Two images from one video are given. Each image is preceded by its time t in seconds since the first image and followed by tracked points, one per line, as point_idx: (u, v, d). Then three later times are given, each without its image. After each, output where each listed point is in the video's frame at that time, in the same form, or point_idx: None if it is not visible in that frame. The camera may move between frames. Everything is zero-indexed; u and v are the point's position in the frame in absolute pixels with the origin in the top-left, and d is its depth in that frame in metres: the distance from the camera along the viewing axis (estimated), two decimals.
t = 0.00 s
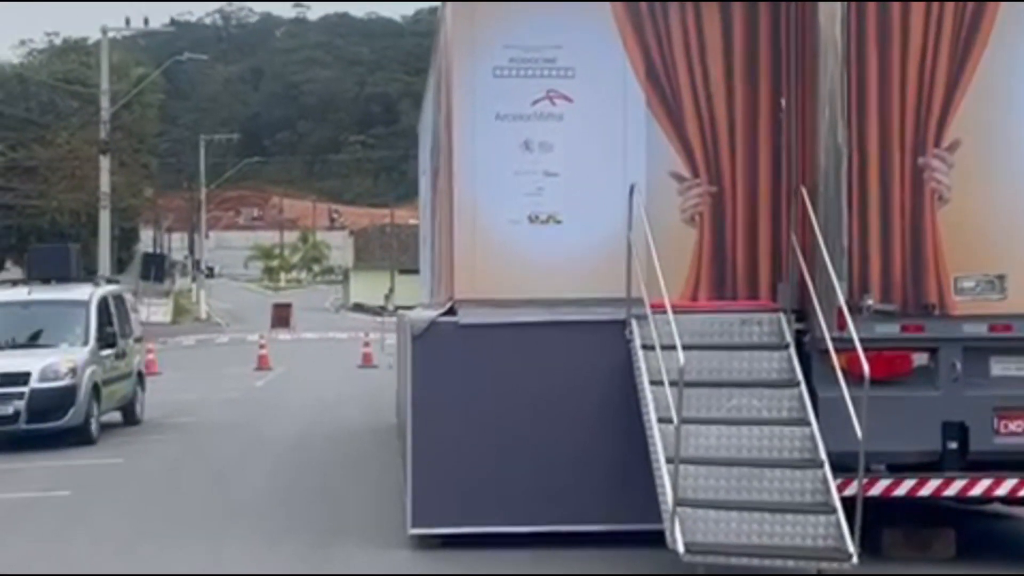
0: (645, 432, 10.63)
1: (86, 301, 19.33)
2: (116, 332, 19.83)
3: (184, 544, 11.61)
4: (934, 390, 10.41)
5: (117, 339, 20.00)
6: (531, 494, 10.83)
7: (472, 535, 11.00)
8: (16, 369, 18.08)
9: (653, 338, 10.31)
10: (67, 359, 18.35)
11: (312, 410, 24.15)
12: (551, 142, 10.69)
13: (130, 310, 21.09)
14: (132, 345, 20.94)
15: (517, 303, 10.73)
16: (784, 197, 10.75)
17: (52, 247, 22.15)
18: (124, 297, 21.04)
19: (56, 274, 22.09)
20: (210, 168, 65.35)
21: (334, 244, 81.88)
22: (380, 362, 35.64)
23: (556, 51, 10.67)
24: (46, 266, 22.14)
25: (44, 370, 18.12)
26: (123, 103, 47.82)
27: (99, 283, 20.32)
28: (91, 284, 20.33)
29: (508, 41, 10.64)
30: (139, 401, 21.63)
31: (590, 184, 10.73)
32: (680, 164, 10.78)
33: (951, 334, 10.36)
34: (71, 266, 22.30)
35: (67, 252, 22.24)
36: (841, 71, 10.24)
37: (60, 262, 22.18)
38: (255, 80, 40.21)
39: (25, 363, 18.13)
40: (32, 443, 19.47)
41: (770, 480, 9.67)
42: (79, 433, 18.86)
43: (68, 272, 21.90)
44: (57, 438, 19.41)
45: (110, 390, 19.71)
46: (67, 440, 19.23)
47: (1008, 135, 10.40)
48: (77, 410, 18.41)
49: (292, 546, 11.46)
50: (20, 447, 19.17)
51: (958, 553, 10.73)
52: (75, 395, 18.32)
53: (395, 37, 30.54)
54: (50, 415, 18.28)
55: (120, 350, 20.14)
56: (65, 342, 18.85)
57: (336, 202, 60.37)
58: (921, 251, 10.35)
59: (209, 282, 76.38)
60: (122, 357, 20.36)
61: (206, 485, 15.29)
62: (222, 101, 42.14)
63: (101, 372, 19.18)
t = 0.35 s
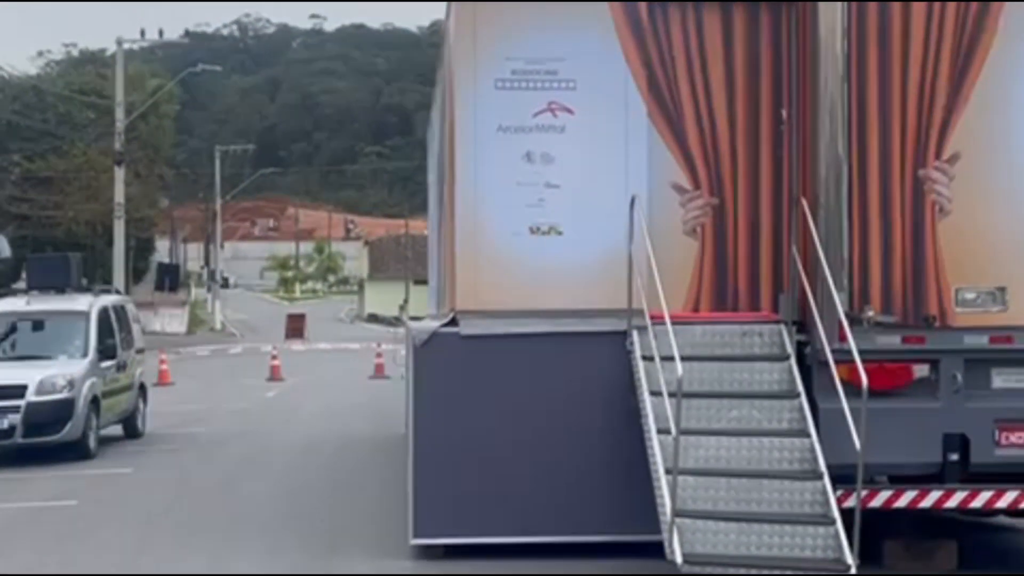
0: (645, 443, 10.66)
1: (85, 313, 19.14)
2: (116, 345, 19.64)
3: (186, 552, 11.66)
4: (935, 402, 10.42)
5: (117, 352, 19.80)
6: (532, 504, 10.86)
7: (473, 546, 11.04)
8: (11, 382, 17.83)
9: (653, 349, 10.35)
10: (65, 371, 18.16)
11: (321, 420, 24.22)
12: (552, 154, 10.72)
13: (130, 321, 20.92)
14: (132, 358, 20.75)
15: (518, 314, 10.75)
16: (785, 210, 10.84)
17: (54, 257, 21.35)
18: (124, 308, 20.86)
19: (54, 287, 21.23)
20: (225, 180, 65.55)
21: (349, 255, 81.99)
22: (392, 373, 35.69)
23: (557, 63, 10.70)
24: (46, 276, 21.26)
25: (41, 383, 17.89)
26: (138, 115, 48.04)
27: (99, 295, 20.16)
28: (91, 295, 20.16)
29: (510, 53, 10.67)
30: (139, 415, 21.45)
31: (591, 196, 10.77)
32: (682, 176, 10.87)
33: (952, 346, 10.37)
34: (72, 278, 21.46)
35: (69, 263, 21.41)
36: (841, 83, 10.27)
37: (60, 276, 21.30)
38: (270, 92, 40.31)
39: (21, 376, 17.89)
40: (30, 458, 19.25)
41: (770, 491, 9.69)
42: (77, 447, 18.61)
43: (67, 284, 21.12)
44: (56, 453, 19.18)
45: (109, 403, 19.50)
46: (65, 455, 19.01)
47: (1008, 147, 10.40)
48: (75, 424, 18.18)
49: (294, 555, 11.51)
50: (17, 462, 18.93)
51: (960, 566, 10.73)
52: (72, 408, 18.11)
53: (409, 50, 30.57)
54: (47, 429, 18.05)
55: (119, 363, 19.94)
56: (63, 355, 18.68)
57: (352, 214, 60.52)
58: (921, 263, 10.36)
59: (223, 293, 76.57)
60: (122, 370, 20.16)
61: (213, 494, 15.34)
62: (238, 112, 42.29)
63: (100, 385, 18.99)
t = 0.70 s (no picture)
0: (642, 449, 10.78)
1: (78, 320, 18.55)
2: (111, 353, 19.06)
3: (186, 558, 11.75)
4: (929, 409, 10.54)
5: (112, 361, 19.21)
6: (530, 510, 10.97)
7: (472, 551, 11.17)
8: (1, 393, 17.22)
9: (649, 357, 10.44)
10: (57, 381, 17.56)
11: (325, 428, 24.32)
12: (550, 163, 10.85)
13: (125, 328, 20.35)
14: (127, 366, 20.17)
15: (516, 322, 10.91)
16: (782, 219, 10.97)
17: (47, 263, 20.58)
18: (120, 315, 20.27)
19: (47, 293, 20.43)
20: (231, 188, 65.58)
21: (353, 262, 82.07)
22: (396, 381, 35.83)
23: (555, 74, 10.82)
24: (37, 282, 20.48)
25: (31, 394, 17.29)
26: (143, 123, 48.12)
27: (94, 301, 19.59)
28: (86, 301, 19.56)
29: (509, 64, 10.79)
30: (134, 425, 20.87)
31: (589, 205, 10.91)
32: (678, 186, 10.98)
33: (946, 354, 10.47)
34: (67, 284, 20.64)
35: (62, 269, 20.63)
36: (836, 93, 10.36)
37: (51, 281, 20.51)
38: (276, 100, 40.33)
39: (12, 386, 17.31)
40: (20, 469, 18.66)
41: (765, 497, 9.81)
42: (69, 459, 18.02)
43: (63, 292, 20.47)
44: (48, 465, 18.59)
45: (104, 413, 18.92)
46: (56, 466, 18.44)
47: (1002, 157, 10.52)
48: (66, 435, 17.59)
49: (295, 560, 11.64)
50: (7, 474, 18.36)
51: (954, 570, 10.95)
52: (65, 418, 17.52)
53: (414, 58, 30.54)
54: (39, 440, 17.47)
55: (114, 372, 19.36)
56: (55, 363, 18.12)
57: (357, 222, 60.66)
58: (916, 272, 10.44)
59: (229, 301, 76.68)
60: (117, 379, 19.57)
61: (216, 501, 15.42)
62: (242, 120, 42.36)
63: (94, 395, 18.41)
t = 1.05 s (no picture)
0: (641, 456, 10.79)
1: (64, 329, 18.33)
2: (97, 363, 18.83)
3: (186, 565, 11.80)
4: (927, 416, 10.56)
5: (98, 371, 18.96)
6: (530, 517, 10.98)
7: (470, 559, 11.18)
8: None
9: (648, 364, 10.46)
10: (40, 391, 17.32)
11: (324, 436, 24.33)
12: (550, 171, 10.88)
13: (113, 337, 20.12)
14: (115, 377, 19.93)
15: (516, 329, 10.92)
16: (781, 226, 10.99)
17: (32, 269, 20.22)
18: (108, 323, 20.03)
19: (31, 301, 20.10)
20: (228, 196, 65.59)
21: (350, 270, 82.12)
22: (394, 389, 35.80)
23: (555, 82, 10.85)
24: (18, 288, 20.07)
25: (14, 405, 17.05)
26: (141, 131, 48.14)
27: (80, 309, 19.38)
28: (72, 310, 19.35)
29: (508, 71, 10.82)
30: (124, 436, 20.61)
31: (589, 213, 10.92)
32: (677, 193, 11.00)
33: (943, 362, 10.51)
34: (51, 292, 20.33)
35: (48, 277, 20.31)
36: (835, 101, 10.40)
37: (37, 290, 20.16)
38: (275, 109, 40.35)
39: None
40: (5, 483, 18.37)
41: (764, 504, 9.83)
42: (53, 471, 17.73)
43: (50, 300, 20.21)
44: (33, 478, 18.30)
45: (89, 425, 18.67)
46: (41, 479, 18.15)
47: (1000, 166, 10.55)
48: (50, 447, 17.34)
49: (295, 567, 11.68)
50: None
51: None
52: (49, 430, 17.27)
53: (412, 66, 30.56)
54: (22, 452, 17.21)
55: (101, 383, 19.11)
56: (39, 373, 17.88)
57: (356, 230, 60.59)
58: (915, 280, 10.48)
59: (226, 309, 76.63)
60: (104, 390, 19.32)
61: (214, 509, 15.44)
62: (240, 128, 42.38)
63: (79, 406, 18.17)
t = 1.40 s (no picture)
0: (650, 457, 10.91)
1: (67, 331, 17.88)
2: (100, 366, 18.38)
3: (202, 564, 11.98)
4: (934, 418, 10.66)
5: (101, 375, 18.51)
6: (540, 517, 11.11)
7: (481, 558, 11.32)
8: None
9: (658, 367, 10.59)
10: (41, 395, 16.87)
11: (335, 437, 24.45)
12: (561, 176, 11.01)
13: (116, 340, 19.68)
14: (118, 380, 19.48)
15: (525, 331, 11.05)
16: (789, 230, 11.12)
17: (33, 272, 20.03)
18: (112, 325, 19.60)
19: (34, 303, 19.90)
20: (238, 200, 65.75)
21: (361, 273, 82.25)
22: (404, 391, 35.93)
23: (566, 88, 10.98)
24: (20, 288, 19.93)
25: (14, 410, 16.60)
26: (153, 133, 48.35)
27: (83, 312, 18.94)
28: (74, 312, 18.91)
29: (519, 78, 10.95)
30: (127, 441, 20.17)
31: (599, 217, 11.05)
32: (686, 197, 11.14)
33: (950, 364, 10.61)
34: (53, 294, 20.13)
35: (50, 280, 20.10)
36: (843, 105, 10.51)
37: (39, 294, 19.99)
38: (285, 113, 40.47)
39: None
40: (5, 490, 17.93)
41: (772, 505, 9.93)
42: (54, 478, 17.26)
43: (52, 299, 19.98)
44: (33, 485, 17.84)
45: (92, 430, 18.23)
46: (41, 486, 17.69)
47: (1007, 170, 10.66)
48: (51, 453, 16.88)
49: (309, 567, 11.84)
50: None
51: None
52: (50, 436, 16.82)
53: (422, 69, 30.67)
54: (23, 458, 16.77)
55: (104, 386, 18.67)
56: (40, 377, 17.44)
57: (366, 233, 60.83)
58: (922, 283, 10.60)
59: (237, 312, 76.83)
60: (106, 394, 18.86)
61: (228, 510, 15.59)
62: (251, 131, 42.60)
63: (81, 410, 17.71)
